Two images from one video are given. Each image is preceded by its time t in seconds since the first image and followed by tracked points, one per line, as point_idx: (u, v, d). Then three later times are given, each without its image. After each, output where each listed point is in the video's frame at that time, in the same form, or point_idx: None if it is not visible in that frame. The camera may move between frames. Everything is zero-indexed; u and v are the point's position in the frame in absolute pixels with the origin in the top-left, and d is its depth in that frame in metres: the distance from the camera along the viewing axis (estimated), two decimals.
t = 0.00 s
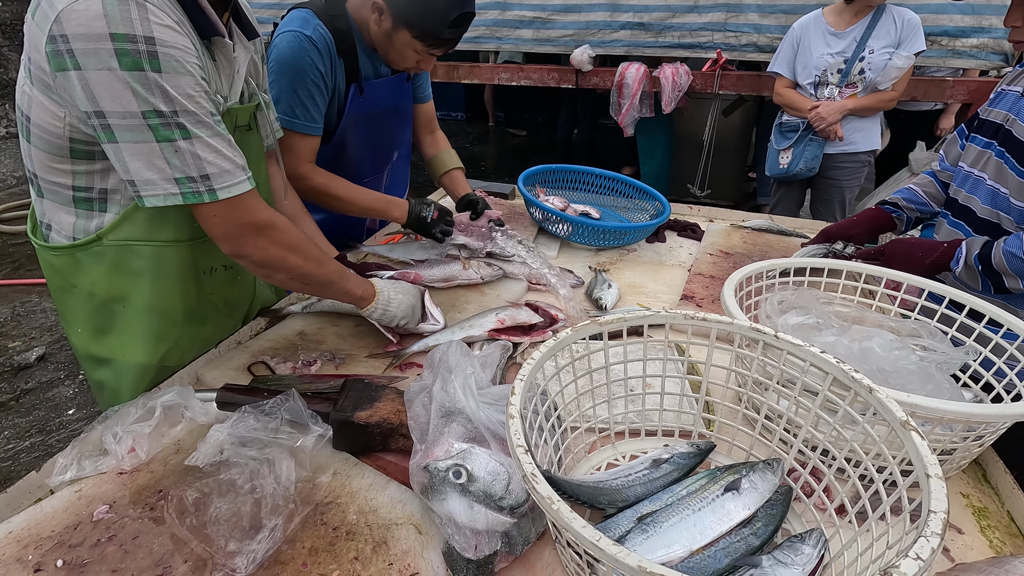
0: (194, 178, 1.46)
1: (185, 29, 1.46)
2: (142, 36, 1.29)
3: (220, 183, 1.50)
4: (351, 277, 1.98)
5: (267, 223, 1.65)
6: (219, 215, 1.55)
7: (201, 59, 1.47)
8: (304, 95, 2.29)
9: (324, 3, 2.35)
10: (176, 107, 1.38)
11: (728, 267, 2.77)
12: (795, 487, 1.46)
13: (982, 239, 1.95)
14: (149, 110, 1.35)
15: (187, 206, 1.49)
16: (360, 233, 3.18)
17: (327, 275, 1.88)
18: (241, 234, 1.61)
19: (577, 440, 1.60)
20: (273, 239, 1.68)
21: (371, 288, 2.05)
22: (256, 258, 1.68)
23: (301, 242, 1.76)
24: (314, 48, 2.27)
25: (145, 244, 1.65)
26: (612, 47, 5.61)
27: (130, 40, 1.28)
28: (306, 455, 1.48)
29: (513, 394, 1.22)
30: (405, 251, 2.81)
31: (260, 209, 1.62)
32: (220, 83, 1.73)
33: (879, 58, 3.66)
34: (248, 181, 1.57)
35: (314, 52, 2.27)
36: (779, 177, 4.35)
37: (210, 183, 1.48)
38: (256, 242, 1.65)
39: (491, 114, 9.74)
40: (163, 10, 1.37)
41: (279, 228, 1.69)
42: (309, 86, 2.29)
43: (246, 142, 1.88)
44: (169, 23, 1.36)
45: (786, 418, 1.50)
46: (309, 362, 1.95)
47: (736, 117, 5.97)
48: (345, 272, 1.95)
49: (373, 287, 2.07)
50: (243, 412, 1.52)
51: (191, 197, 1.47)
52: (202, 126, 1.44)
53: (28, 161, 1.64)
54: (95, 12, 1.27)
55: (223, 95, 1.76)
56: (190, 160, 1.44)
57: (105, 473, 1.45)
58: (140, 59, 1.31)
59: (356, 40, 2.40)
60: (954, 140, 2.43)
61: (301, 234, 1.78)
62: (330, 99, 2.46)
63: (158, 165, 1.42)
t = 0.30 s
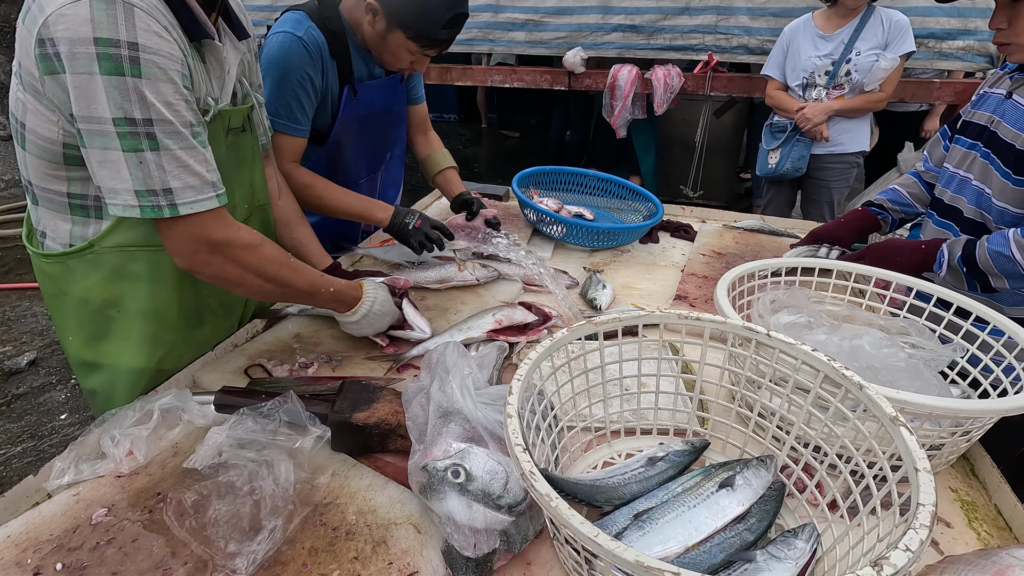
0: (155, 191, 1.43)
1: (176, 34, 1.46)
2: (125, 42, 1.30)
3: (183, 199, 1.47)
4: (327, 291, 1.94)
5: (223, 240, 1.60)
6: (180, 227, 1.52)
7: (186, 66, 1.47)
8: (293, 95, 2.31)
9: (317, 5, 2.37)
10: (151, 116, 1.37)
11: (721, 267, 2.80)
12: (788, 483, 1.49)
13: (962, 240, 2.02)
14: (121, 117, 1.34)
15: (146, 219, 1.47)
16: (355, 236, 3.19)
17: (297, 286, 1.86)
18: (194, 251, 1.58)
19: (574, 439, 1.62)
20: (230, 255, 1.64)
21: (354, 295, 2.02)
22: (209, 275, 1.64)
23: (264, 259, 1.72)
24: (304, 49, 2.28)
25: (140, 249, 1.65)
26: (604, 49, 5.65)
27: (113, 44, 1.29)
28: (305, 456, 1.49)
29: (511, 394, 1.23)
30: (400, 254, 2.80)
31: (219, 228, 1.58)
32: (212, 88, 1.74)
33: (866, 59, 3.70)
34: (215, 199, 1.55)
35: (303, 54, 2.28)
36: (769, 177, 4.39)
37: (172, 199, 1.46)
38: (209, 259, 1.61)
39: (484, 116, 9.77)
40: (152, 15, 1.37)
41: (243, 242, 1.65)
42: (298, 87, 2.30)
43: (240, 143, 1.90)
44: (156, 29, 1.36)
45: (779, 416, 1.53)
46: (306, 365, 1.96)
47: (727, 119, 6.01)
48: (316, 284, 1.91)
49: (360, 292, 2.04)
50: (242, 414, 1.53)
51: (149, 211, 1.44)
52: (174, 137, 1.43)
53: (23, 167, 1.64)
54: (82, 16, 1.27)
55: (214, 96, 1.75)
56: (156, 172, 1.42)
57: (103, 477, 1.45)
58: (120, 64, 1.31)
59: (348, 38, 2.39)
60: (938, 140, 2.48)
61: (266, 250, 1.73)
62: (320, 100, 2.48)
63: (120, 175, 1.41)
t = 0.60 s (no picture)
0: (16, 193, 1.32)
1: (96, 36, 1.42)
2: (24, 35, 1.26)
3: (46, 207, 1.36)
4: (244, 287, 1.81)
5: (114, 252, 1.49)
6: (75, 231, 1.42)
7: (99, 68, 1.43)
8: (280, 93, 2.29)
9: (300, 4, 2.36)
10: (33, 116, 1.29)
11: (707, 265, 2.83)
12: (772, 478, 1.51)
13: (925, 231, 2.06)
14: None
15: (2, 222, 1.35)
16: (343, 237, 3.19)
17: (199, 296, 1.70)
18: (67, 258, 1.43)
19: (561, 437, 1.63)
20: (108, 264, 1.48)
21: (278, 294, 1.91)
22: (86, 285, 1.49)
23: (153, 266, 1.56)
24: (293, 45, 2.27)
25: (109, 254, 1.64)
26: (591, 50, 5.68)
27: (10, 36, 1.25)
28: (292, 457, 1.49)
29: (496, 393, 1.24)
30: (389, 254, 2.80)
31: (95, 233, 1.44)
32: (159, 87, 1.70)
33: (848, 60, 3.74)
34: (91, 213, 1.42)
35: (292, 50, 2.27)
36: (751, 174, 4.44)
37: (33, 204, 1.34)
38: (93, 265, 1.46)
39: (473, 117, 9.78)
40: (67, 15, 1.34)
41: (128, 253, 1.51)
42: (290, 84, 2.29)
43: (207, 142, 1.89)
44: (65, 28, 1.33)
45: (763, 411, 1.55)
46: (294, 366, 1.96)
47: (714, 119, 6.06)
48: (225, 287, 1.76)
49: (286, 280, 1.94)
50: (228, 416, 1.53)
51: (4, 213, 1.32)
52: (54, 141, 1.33)
53: None
54: None
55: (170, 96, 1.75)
56: (20, 171, 1.31)
57: (88, 481, 1.44)
58: (15, 57, 1.26)
59: (334, 37, 2.40)
60: (918, 140, 2.52)
61: (153, 254, 1.57)
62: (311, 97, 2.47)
63: None
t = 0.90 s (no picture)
0: (46, 204, 1.38)
1: (82, 42, 1.41)
2: (14, 48, 1.26)
3: (76, 213, 1.41)
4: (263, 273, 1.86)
5: (124, 252, 1.52)
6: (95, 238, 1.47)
7: (90, 74, 1.42)
8: (267, 91, 2.27)
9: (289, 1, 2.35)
10: (41, 127, 1.32)
11: (699, 264, 2.84)
12: (764, 475, 1.52)
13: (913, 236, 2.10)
14: (7, 125, 1.29)
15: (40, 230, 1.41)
16: (335, 237, 3.18)
17: (225, 285, 1.78)
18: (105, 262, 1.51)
19: (555, 436, 1.64)
20: (145, 265, 1.57)
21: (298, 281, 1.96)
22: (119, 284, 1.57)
23: (180, 261, 1.64)
24: (280, 44, 2.25)
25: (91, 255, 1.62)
26: (584, 50, 5.69)
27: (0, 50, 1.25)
28: (284, 458, 1.48)
29: (489, 392, 1.24)
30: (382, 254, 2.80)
31: (126, 238, 1.52)
32: (144, 88, 1.68)
33: (838, 60, 3.76)
34: (116, 215, 1.48)
35: (279, 49, 2.25)
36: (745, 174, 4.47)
37: (65, 212, 1.39)
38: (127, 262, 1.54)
39: (466, 117, 9.77)
40: (52, 22, 1.33)
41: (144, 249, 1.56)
42: (274, 83, 2.27)
43: (190, 142, 1.88)
44: (53, 36, 1.32)
45: (755, 409, 1.56)
46: (286, 367, 1.95)
47: (706, 119, 6.09)
48: (250, 278, 1.82)
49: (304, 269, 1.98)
50: (219, 418, 1.52)
51: (39, 222, 1.38)
52: (67, 150, 1.36)
53: None
54: None
55: (153, 97, 1.73)
56: (44, 184, 1.36)
57: (78, 484, 1.43)
58: (9, 70, 1.26)
59: (323, 36, 2.40)
60: (910, 141, 2.53)
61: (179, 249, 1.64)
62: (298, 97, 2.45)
63: (7, 185, 1.35)
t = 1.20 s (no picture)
0: (117, 207, 1.43)
1: (133, 47, 1.44)
2: (80, 59, 1.28)
3: (144, 214, 1.47)
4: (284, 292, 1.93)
5: (171, 252, 1.56)
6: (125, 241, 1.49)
7: (143, 79, 1.47)
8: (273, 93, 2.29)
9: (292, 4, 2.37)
10: (110, 132, 1.37)
11: (705, 265, 2.83)
12: (772, 478, 1.51)
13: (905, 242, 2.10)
14: (79, 134, 1.34)
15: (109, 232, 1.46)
16: (339, 237, 3.18)
17: (255, 299, 1.83)
18: (154, 264, 1.55)
19: (561, 438, 1.63)
20: (198, 270, 1.64)
21: (310, 305, 2.01)
22: (176, 286, 1.62)
23: (228, 270, 1.71)
24: (282, 48, 2.27)
25: (107, 256, 1.62)
26: (589, 49, 5.67)
27: (67, 62, 1.27)
28: (290, 459, 1.48)
29: (497, 394, 1.23)
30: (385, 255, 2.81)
31: (182, 239, 1.57)
32: (172, 90, 1.70)
33: (845, 59, 3.74)
34: (177, 213, 1.54)
35: (281, 53, 2.26)
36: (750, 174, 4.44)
37: (134, 213, 1.45)
38: (174, 272, 1.59)
39: (470, 116, 9.76)
40: (108, 30, 1.35)
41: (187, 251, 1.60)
42: (279, 87, 2.29)
43: (206, 144, 1.88)
44: (113, 45, 1.34)
45: (763, 411, 1.55)
46: (291, 368, 1.94)
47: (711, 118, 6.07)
48: (280, 295, 1.91)
49: (315, 300, 2.03)
50: (226, 418, 1.52)
51: (111, 226, 1.44)
52: (134, 152, 1.43)
53: None
54: (34, 32, 1.25)
55: (178, 99, 1.75)
56: (116, 188, 1.41)
57: (84, 485, 1.42)
58: (76, 82, 1.29)
59: (326, 39, 2.40)
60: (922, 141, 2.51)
61: (225, 258, 1.71)
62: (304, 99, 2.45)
63: (82, 190, 1.41)
